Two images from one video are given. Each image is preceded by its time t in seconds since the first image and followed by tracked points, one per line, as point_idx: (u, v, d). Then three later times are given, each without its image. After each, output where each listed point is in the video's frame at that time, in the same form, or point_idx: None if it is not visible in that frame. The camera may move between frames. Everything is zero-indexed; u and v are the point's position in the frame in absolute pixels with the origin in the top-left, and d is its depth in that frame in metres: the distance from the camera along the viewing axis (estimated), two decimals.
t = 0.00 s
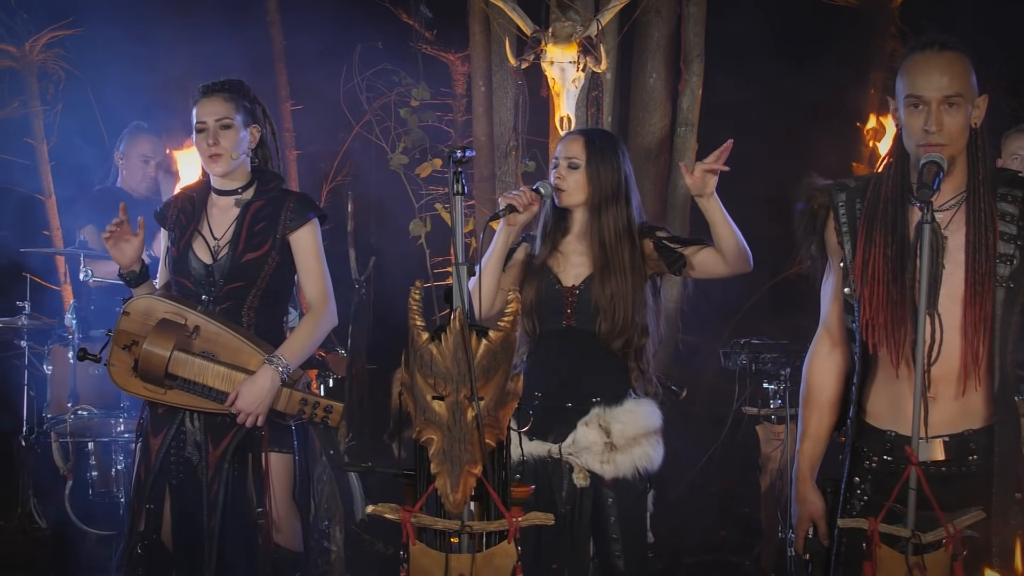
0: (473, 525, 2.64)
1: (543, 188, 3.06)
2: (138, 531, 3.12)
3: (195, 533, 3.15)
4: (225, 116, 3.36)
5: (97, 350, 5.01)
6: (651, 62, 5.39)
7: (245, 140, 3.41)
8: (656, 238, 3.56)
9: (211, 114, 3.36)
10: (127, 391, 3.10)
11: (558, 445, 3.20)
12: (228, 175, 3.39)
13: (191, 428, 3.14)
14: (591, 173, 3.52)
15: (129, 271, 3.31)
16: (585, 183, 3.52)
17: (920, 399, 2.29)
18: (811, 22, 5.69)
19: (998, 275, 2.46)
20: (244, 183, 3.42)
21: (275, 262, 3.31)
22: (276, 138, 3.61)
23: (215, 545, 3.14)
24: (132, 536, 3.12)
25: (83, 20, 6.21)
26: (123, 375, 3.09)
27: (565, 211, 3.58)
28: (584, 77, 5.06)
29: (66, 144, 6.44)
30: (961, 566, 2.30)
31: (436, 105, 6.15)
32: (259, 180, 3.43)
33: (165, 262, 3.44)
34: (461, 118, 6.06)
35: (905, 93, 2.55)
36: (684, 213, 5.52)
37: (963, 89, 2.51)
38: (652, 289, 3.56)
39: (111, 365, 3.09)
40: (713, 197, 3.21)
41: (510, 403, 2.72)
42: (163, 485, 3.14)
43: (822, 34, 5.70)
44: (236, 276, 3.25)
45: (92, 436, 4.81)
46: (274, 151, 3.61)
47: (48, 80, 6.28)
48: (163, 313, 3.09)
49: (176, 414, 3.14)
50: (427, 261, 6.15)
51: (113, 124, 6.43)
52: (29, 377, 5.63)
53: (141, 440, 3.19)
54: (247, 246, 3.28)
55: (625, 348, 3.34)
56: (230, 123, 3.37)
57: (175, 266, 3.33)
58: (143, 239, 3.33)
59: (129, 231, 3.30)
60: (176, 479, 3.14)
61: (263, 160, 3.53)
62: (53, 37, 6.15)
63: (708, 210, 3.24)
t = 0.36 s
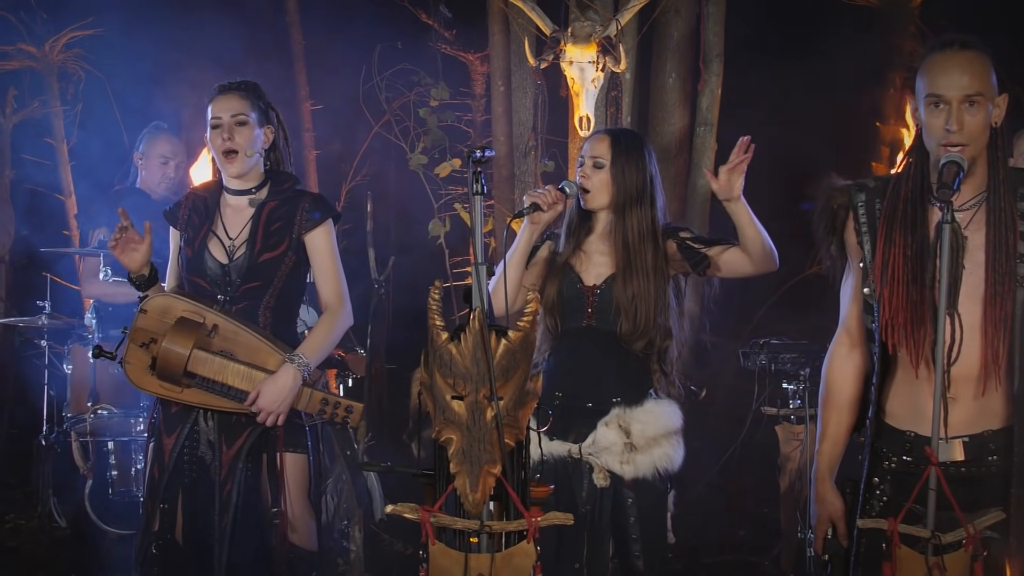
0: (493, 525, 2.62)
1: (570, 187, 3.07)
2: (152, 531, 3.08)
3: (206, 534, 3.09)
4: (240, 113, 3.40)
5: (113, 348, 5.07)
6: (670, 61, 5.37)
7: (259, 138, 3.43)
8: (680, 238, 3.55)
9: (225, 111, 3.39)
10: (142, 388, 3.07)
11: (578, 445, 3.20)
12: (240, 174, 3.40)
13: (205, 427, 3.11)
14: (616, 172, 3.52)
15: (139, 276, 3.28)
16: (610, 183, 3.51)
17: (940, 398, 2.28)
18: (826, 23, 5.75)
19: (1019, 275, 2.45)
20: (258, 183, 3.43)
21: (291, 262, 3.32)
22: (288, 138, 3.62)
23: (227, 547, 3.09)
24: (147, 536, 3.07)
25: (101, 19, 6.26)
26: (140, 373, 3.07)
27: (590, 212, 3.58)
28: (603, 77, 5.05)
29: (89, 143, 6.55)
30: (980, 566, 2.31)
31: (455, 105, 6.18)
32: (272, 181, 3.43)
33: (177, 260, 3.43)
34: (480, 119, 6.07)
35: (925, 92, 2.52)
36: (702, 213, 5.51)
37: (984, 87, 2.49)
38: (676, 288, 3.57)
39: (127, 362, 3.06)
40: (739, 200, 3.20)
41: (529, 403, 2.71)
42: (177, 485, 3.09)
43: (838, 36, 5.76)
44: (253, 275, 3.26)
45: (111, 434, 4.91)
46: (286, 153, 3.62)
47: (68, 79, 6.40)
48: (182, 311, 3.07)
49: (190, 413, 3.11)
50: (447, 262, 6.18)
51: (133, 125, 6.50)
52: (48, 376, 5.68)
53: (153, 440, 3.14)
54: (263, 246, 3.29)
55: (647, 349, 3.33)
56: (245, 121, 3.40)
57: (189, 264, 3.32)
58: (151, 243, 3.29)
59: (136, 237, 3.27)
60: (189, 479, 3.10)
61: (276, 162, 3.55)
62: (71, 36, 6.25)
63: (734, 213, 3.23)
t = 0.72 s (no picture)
0: (513, 524, 2.63)
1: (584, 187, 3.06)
2: (171, 529, 3.11)
3: (222, 532, 3.11)
4: (256, 111, 3.42)
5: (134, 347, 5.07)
6: (690, 61, 5.37)
7: (273, 138, 3.45)
8: (696, 236, 3.56)
9: (240, 110, 3.42)
10: (162, 387, 3.08)
11: (598, 445, 3.19)
12: (253, 171, 3.40)
13: (223, 426, 3.13)
14: (633, 170, 3.52)
15: (151, 273, 3.24)
16: (625, 182, 3.51)
17: (960, 398, 2.27)
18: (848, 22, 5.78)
19: None
20: (273, 182, 3.44)
21: (309, 262, 3.34)
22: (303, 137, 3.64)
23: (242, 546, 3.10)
24: (165, 535, 3.09)
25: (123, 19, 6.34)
26: (160, 371, 3.08)
27: (605, 210, 3.59)
28: (623, 77, 5.05)
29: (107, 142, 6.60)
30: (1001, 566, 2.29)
31: (475, 105, 6.21)
32: (287, 180, 3.45)
33: (190, 257, 3.43)
34: (499, 118, 6.08)
35: (945, 91, 2.50)
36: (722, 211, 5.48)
37: (1006, 86, 2.47)
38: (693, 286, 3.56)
39: (147, 361, 3.08)
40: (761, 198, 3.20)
41: (549, 402, 2.71)
42: (193, 483, 3.11)
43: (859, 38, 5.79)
44: (272, 275, 3.28)
45: (131, 434, 4.90)
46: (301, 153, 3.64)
47: (89, 79, 6.44)
48: (203, 310, 3.07)
49: (207, 412, 3.13)
50: (466, 261, 6.20)
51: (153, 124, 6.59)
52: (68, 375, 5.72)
53: (170, 439, 3.16)
54: (282, 246, 3.31)
55: (666, 347, 3.33)
56: (260, 119, 3.42)
57: (205, 264, 3.33)
58: (162, 240, 3.26)
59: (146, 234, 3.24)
60: (206, 477, 3.12)
61: (291, 162, 3.56)
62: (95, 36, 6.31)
63: (756, 210, 3.23)
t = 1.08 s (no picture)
0: (532, 524, 2.63)
1: (605, 188, 3.06)
2: (195, 528, 3.11)
3: (247, 531, 3.13)
4: (280, 108, 3.43)
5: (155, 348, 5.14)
6: (711, 60, 5.37)
7: (298, 136, 3.44)
8: (717, 237, 3.54)
9: (266, 106, 3.42)
10: (187, 388, 3.10)
11: (618, 445, 3.19)
12: (278, 169, 3.41)
13: (247, 425, 3.13)
14: (655, 171, 3.51)
15: (178, 264, 3.27)
16: (648, 182, 3.51)
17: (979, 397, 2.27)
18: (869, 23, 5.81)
19: None
20: (297, 182, 3.45)
21: (332, 262, 3.34)
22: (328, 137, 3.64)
23: (268, 545, 3.13)
24: (189, 534, 3.10)
25: (142, 19, 6.46)
26: (184, 371, 3.09)
27: (626, 212, 3.59)
28: (642, 76, 5.04)
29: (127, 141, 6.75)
30: None
31: (495, 106, 6.19)
32: (312, 180, 3.46)
33: (216, 256, 3.45)
34: (519, 118, 6.09)
35: (967, 90, 2.49)
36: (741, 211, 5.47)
37: None
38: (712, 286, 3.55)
39: (171, 361, 3.11)
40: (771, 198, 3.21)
41: (569, 402, 2.72)
42: (219, 482, 3.13)
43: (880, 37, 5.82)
44: (295, 275, 3.28)
45: (151, 433, 4.98)
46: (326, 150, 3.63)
47: (109, 79, 6.66)
48: (224, 310, 3.09)
49: (232, 411, 3.13)
50: (486, 261, 6.23)
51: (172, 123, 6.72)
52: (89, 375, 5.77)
53: (195, 438, 3.18)
54: (305, 245, 3.31)
55: (685, 347, 3.33)
56: (285, 116, 3.43)
57: (230, 264, 3.34)
58: (194, 228, 3.28)
59: (177, 223, 3.28)
60: (230, 476, 3.13)
61: (316, 165, 3.56)
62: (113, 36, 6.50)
63: (768, 210, 3.27)
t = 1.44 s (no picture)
0: (552, 524, 2.63)
1: (623, 192, 3.06)
2: (219, 528, 3.10)
3: (276, 531, 3.12)
4: (311, 111, 3.38)
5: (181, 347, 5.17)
6: (731, 61, 5.36)
7: (328, 139, 3.40)
8: (736, 236, 3.55)
9: (296, 109, 3.37)
10: (209, 386, 3.08)
11: (635, 444, 3.20)
12: (306, 168, 3.37)
13: (272, 425, 3.12)
14: (672, 176, 3.51)
15: (202, 278, 3.22)
16: (666, 186, 3.51)
17: (1001, 397, 2.28)
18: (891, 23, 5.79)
19: None
20: (325, 182, 3.42)
21: (357, 261, 3.30)
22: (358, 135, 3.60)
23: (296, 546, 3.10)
24: (213, 534, 3.10)
25: (162, 19, 6.60)
26: (206, 370, 3.08)
27: (645, 214, 3.58)
28: (662, 77, 5.04)
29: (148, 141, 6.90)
30: None
31: (514, 106, 6.26)
32: (339, 180, 3.42)
33: (245, 261, 3.43)
34: (539, 118, 6.15)
35: (988, 90, 2.49)
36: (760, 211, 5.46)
37: None
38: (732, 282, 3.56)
39: (194, 361, 3.08)
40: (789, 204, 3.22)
41: (589, 402, 2.72)
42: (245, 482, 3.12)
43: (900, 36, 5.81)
44: (320, 275, 3.25)
45: (173, 433, 4.95)
46: (356, 148, 3.59)
47: (130, 80, 6.74)
48: (246, 310, 3.07)
49: (257, 411, 3.12)
50: (506, 262, 6.25)
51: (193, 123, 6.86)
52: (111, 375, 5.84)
53: (221, 438, 3.17)
54: (328, 246, 3.28)
55: (704, 351, 3.32)
56: (316, 119, 3.38)
57: (257, 266, 3.33)
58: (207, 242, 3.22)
59: (190, 241, 3.21)
60: (257, 475, 3.12)
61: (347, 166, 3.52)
62: (134, 37, 6.59)
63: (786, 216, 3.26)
